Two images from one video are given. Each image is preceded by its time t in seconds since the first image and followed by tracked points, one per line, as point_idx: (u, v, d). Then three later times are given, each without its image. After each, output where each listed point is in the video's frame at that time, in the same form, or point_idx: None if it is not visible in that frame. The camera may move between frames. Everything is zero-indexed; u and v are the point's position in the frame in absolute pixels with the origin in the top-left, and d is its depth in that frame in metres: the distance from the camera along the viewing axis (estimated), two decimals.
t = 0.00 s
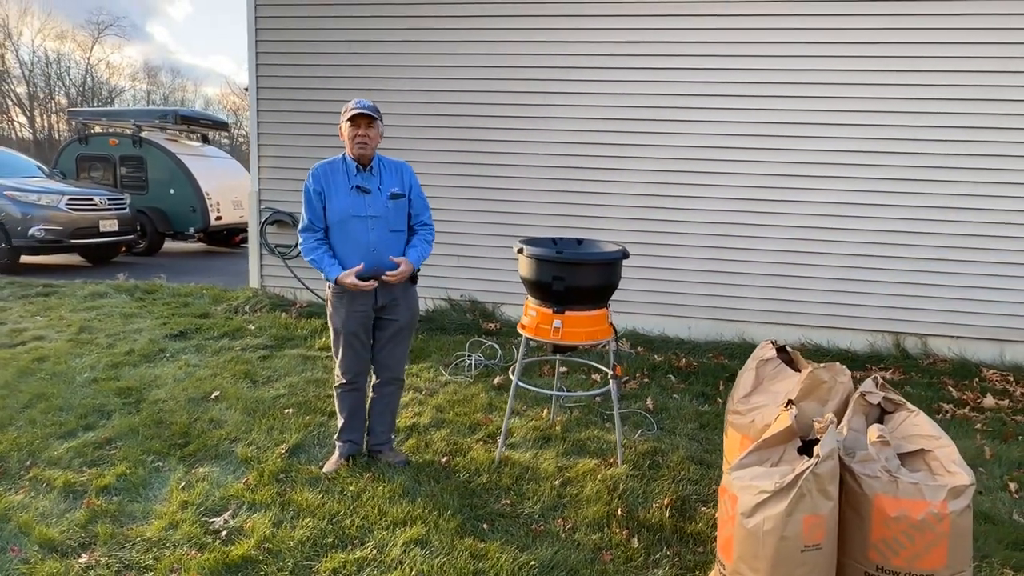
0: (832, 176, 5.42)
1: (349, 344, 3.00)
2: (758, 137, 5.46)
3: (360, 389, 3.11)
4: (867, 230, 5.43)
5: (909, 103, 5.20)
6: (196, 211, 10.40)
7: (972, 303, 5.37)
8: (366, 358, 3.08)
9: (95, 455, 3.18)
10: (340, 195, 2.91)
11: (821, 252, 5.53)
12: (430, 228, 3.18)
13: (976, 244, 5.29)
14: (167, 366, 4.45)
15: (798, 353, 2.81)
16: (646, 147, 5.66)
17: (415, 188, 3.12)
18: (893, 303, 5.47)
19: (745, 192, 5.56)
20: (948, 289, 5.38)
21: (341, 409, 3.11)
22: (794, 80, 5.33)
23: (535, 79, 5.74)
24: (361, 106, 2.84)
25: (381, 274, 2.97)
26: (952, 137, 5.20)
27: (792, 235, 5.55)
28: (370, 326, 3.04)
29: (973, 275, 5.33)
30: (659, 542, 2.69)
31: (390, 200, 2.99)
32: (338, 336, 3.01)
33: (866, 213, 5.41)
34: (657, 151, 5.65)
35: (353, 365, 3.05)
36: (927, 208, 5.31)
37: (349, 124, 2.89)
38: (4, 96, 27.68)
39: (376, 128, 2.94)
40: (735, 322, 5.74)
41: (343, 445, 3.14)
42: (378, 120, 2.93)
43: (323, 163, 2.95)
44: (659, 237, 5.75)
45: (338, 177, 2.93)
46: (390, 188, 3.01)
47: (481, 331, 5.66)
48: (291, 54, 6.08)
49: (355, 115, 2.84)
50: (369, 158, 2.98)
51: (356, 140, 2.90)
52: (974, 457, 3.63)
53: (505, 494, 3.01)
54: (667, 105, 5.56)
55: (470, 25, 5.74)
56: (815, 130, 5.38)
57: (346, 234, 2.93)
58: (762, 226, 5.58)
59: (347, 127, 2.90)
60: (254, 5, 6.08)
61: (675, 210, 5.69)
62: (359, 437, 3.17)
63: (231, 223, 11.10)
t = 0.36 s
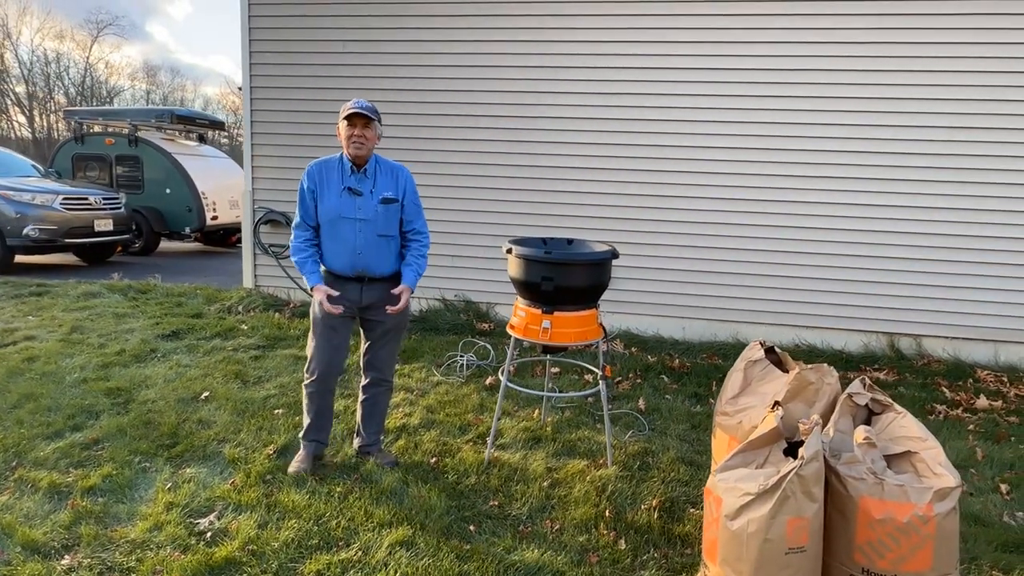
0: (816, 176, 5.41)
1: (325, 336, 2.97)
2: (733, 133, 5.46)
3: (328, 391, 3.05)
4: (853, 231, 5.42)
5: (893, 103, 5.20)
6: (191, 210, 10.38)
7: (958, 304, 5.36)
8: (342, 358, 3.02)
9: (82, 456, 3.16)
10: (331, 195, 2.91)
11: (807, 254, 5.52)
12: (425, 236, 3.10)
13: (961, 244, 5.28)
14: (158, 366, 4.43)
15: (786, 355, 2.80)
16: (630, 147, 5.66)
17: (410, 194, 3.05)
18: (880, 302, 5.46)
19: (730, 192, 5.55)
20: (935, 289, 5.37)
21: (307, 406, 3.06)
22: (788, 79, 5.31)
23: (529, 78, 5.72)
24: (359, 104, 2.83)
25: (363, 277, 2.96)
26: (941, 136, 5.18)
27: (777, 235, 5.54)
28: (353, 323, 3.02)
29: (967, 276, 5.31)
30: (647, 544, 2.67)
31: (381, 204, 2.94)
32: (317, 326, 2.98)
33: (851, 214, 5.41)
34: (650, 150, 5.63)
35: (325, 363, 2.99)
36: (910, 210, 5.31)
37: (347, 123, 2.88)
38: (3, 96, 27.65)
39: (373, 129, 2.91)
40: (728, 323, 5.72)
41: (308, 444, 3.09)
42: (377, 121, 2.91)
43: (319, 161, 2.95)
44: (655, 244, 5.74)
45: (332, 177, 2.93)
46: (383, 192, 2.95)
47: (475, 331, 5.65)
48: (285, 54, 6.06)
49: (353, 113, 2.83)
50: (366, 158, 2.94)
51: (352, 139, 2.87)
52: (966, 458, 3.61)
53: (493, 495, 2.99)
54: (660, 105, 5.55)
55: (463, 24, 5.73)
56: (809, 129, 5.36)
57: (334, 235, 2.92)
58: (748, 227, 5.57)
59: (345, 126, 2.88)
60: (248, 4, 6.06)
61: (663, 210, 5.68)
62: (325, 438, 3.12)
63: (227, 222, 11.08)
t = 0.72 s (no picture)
0: (833, 176, 5.38)
1: (309, 345, 2.95)
2: (761, 131, 5.41)
3: (312, 392, 3.03)
4: (863, 230, 5.40)
5: (892, 102, 5.18)
6: (188, 210, 10.35)
7: (965, 304, 5.33)
8: (324, 362, 3.02)
9: (71, 456, 3.14)
10: (303, 191, 2.86)
11: (814, 252, 5.50)
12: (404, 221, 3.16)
13: (976, 244, 5.25)
14: (150, 366, 4.41)
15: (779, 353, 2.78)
16: (639, 145, 5.62)
17: (382, 186, 3.08)
18: (891, 302, 5.43)
19: (742, 192, 5.52)
20: (946, 289, 5.34)
21: (289, 412, 3.03)
22: (784, 78, 5.29)
23: (524, 77, 5.70)
24: (326, 98, 2.83)
25: (342, 274, 2.92)
26: (940, 135, 5.17)
27: (789, 234, 5.51)
28: (334, 325, 2.99)
29: (965, 275, 5.30)
30: (639, 545, 2.65)
31: (357, 197, 2.94)
32: (300, 335, 2.95)
33: (863, 213, 5.38)
34: (647, 149, 5.62)
35: (310, 367, 2.98)
36: (931, 210, 5.27)
37: (314, 117, 2.87)
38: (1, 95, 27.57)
39: (343, 122, 2.91)
40: (725, 322, 5.70)
41: (287, 451, 3.03)
42: (344, 114, 2.91)
43: (286, 158, 2.90)
44: (660, 233, 5.70)
45: (302, 173, 2.88)
46: (357, 185, 2.96)
47: (470, 331, 5.62)
48: (279, 52, 6.05)
49: (321, 107, 2.82)
50: (335, 153, 2.93)
51: (322, 133, 2.86)
52: (961, 458, 3.59)
53: (484, 496, 2.96)
54: (656, 104, 5.53)
55: (458, 22, 5.71)
56: (805, 128, 5.34)
57: (309, 232, 2.88)
58: (762, 226, 5.54)
59: (313, 121, 2.87)
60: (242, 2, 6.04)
61: (678, 209, 5.64)
62: (305, 443, 3.07)
63: (224, 222, 11.06)
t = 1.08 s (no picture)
0: (828, 176, 5.35)
1: (283, 346, 2.93)
2: (748, 131, 5.39)
3: (297, 392, 3.03)
4: (854, 230, 5.38)
5: (893, 102, 5.14)
6: (189, 209, 10.36)
7: (957, 304, 5.30)
8: (301, 359, 3.02)
9: (66, 456, 3.14)
10: (272, 190, 2.84)
11: (806, 252, 5.48)
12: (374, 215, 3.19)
13: (978, 245, 5.21)
14: (147, 366, 4.41)
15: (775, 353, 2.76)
16: (654, 146, 5.57)
17: (350, 184, 3.09)
18: (880, 302, 5.41)
19: (746, 192, 5.48)
20: (937, 289, 5.32)
21: (274, 415, 3.02)
22: (783, 77, 5.26)
23: (522, 76, 5.69)
24: (293, 96, 2.80)
25: (314, 273, 2.91)
26: (941, 135, 5.13)
27: (784, 234, 5.49)
28: (305, 327, 2.99)
29: (966, 276, 5.26)
30: (633, 547, 2.64)
31: (327, 196, 2.95)
32: (272, 339, 2.93)
33: (856, 213, 5.36)
34: (646, 149, 5.59)
35: (288, 369, 2.97)
36: (923, 210, 5.25)
37: (280, 115, 2.84)
38: (6, 94, 27.67)
39: (309, 120, 2.88)
40: (724, 323, 5.68)
41: (282, 452, 3.03)
42: (311, 112, 2.89)
43: (251, 157, 2.86)
44: (655, 233, 5.68)
45: (269, 172, 2.85)
46: (326, 183, 2.97)
47: (469, 331, 5.61)
48: (278, 52, 6.04)
49: (288, 105, 2.80)
50: (301, 152, 2.92)
51: (287, 131, 2.83)
52: (961, 461, 3.56)
53: (479, 498, 2.95)
54: (655, 104, 5.50)
55: (457, 22, 5.69)
56: (805, 128, 5.31)
57: (279, 231, 2.86)
58: (756, 226, 5.52)
59: (279, 118, 2.84)
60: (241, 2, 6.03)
61: (673, 209, 5.63)
62: (299, 443, 3.07)
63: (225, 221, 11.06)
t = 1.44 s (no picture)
0: (831, 177, 5.32)
1: (273, 346, 2.93)
2: (767, 133, 5.35)
3: (290, 391, 3.03)
4: (857, 229, 5.36)
5: (896, 101, 5.11)
6: (191, 209, 10.37)
7: (952, 304, 5.28)
8: (292, 357, 3.03)
9: (64, 456, 3.14)
10: (254, 192, 2.83)
11: (807, 252, 5.46)
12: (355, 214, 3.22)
13: (982, 245, 5.17)
14: (147, 365, 4.41)
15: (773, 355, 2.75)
16: (673, 145, 5.52)
17: (330, 184, 3.10)
18: (875, 302, 5.40)
19: (752, 192, 5.45)
20: (933, 289, 5.30)
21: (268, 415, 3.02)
22: (785, 76, 5.23)
23: (523, 76, 5.68)
24: (274, 97, 2.78)
25: (301, 274, 2.92)
26: (945, 134, 5.09)
27: (785, 234, 5.47)
28: (294, 325, 2.99)
29: (970, 276, 5.23)
30: (631, 549, 2.62)
31: (309, 196, 2.95)
32: (262, 340, 2.92)
33: (859, 213, 5.33)
34: (647, 149, 5.57)
35: (280, 369, 2.97)
36: (928, 210, 5.22)
37: (260, 116, 2.82)
38: (12, 94, 27.77)
39: (290, 122, 2.88)
40: (726, 323, 5.66)
41: (280, 453, 3.02)
42: (292, 113, 2.88)
43: (230, 158, 2.83)
44: (659, 233, 5.66)
45: (249, 174, 2.84)
46: (308, 183, 2.97)
47: (469, 331, 5.60)
48: (280, 52, 6.05)
49: (269, 106, 2.78)
50: (281, 152, 2.90)
51: (269, 132, 2.82)
52: (963, 463, 3.53)
53: (477, 498, 2.94)
54: (656, 103, 5.48)
55: (458, 21, 5.69)
56: (808, 128, 5.28)
57: (263, 233, 2.85)
58: (760, 226, 5.49)
59: (259, 119, 2.82)
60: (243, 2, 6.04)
61: (680, 210, 5.60)
62: (295, 442, 3.06)
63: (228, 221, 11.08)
